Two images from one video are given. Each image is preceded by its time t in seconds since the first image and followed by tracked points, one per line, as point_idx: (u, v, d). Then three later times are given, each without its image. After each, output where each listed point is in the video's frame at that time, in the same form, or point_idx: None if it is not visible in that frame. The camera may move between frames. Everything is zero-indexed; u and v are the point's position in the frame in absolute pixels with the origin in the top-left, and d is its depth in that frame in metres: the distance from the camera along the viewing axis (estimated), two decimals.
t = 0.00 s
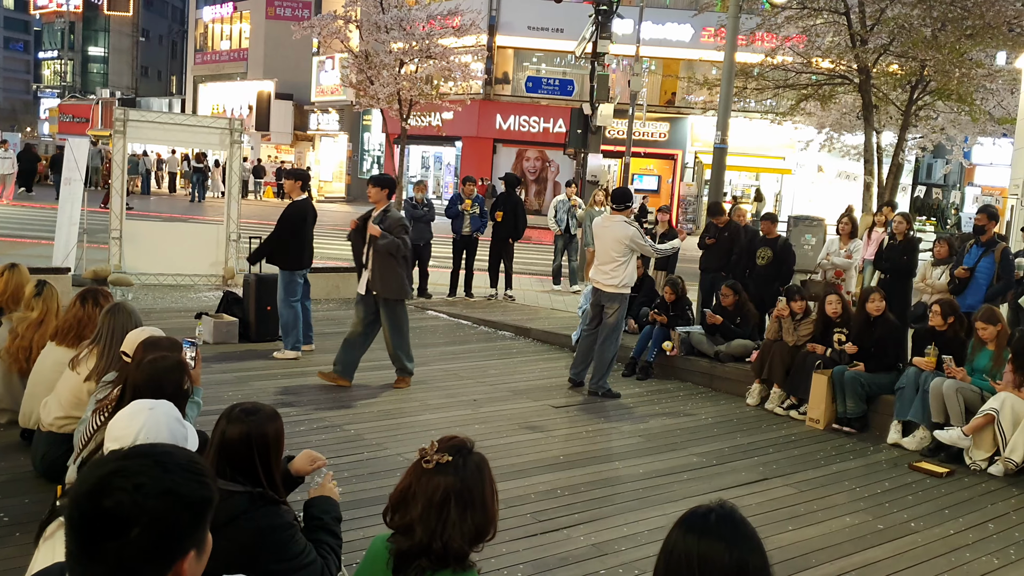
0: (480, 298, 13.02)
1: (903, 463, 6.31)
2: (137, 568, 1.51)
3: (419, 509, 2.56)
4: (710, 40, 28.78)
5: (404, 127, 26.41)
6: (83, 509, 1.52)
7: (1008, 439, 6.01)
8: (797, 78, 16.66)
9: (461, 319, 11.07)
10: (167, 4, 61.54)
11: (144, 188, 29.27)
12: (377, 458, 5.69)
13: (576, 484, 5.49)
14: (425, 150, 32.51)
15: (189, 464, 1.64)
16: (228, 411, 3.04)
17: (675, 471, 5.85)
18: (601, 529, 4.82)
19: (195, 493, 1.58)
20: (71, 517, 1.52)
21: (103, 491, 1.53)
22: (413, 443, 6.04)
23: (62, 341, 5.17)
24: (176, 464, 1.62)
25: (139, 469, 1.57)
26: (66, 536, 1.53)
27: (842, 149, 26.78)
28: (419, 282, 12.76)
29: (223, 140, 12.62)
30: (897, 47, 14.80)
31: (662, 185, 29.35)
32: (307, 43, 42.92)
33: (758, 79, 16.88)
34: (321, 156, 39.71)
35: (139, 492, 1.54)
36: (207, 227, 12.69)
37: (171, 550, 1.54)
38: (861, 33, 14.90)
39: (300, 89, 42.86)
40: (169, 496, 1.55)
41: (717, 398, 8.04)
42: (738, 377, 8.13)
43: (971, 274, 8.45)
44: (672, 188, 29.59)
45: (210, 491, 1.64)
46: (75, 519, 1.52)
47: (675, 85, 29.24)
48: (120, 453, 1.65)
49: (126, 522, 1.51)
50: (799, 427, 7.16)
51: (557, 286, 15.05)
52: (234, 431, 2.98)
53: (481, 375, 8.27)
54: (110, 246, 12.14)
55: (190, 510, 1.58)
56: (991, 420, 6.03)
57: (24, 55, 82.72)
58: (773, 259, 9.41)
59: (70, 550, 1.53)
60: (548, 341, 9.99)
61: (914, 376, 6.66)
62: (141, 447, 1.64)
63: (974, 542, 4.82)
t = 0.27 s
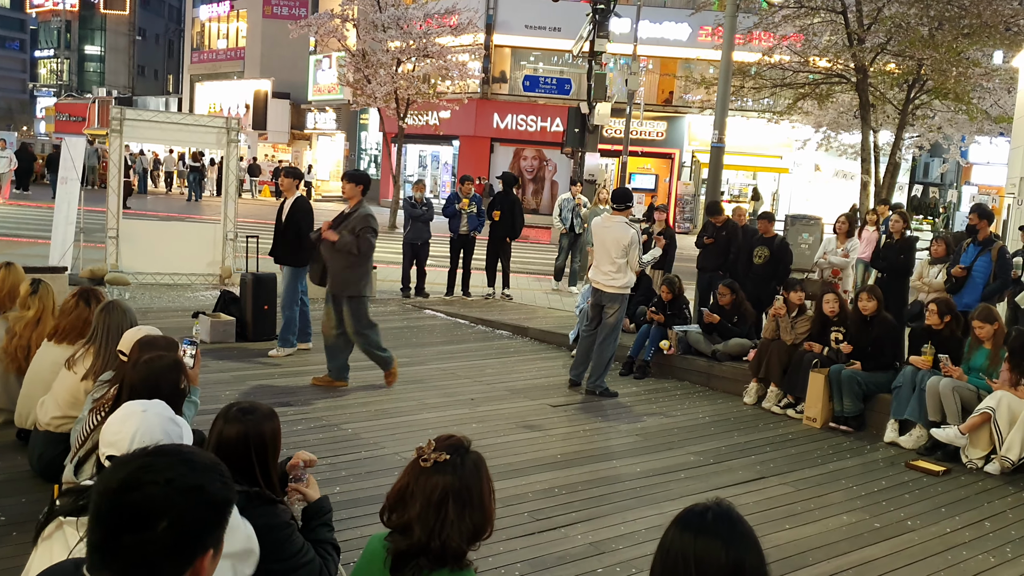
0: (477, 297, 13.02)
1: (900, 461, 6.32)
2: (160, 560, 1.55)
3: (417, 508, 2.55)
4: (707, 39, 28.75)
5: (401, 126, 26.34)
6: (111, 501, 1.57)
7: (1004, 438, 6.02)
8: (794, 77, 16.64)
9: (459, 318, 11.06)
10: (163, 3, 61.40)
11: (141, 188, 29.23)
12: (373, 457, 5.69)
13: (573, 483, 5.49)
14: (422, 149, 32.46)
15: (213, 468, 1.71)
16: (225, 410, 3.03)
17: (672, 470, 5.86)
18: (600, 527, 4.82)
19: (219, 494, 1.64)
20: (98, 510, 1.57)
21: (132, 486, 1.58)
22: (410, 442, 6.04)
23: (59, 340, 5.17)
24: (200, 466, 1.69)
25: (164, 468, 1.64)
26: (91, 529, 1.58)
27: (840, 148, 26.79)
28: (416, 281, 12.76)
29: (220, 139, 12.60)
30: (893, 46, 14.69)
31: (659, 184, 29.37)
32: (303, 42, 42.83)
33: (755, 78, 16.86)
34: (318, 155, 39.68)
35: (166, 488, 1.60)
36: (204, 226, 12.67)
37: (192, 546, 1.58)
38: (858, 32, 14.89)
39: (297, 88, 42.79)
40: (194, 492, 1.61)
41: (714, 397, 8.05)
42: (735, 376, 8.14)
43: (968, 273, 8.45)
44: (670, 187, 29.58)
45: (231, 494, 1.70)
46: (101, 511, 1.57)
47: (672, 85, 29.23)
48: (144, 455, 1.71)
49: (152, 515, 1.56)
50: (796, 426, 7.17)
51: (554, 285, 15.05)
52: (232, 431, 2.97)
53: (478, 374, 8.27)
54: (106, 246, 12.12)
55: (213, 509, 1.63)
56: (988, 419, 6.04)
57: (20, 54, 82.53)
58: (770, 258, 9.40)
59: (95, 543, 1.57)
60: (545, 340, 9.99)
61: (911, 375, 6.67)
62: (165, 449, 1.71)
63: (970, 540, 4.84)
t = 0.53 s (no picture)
0: (475, 296, 13.02)
1: (897, 461, 6.32)
2: (174, 553, 1.60)
3: (415, 507, 2.56)
4: (705, 39, 28.71)
5: (399, 126, 26.27)
6: (126, 494, 1.61)
7: (1002, 437, 6.03)
8: (792, 78, 16.64)
9: (456, 318, 11.06)
10: (162, 2, 61.31)
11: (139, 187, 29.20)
12: (371, 457, 5.69)
13: (570, 483, 5.49)
14: (420, 149, 32.46)
15: (218, 462, 1.77)
16: (224, 410, 3.04)
17: (669, 470, 5.86)
18: (597, 527, 4.83)
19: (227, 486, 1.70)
20: (112, 505, 1.61)
21: (145, 481, 1.63)
22: (408, 442, 6.04)
23: (57, 340, 5.15)
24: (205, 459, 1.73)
25: (173, 464, 1.69)
26: (103, 524, 1.61)
27: (838, 148, 26.80)
28: (414, 281, 12.76)
29: (218, 139, 12.59)
30: (891, 46, 14.68)
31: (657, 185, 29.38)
32: (302, 42, 42.77)
33: (753, 79, 16.87)
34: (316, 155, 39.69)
35: (178, 481, 1.65)
36: (201, 226, 12.65)
37: (204, 536, 1.64)
38: (856, 32, 14.89)
39: (295, 88, 42.75)
40: (207, 485, 1.67)
41: (712, 397, 8.06)
42: (732, 376, 8.15)
43: (965, 273, 8.44)
44: (668, 187, 29.61)
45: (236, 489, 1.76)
46: (115, 507, 1.61)
47: (670, 85, 29.25)
48: (148, 450, 1.75)
49: (167, 508, 1.61)
50: (794, 426, 7.17)
51: (552, 284, 15.06)
52: (230, 430, 2.98)
53: (476, 374, 8.27)
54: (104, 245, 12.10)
55: (221, 501, 1.69)
56: (985, 419, 6.05)
57: (18, 53, 82.39)
58: (767, 258, 9.41)
59: (107, 538, 1.60)
60: (543, 340, 10.00)
61: (908, 375, 6.67)
62: (171, 444, 1.76)
63: (968, 539, 4.84)
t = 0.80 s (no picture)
0: (473, 296, 13.00)
1: (895, 460, 6.32)
2: (161, 552, 1.57)
3: (414, 507, 2.55)
4: (703, 38, 28.75)
5: (396, 125, 26.22)
6: (108, 496, 1.55)
7: (1000, 437, 6.03)
8: (790, 76, 16.63)
9: (454, 317, 11.05)
10: (159, 2, 61.22)
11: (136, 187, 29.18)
12: (369, 456, 5.68)
13: (568, 482, 5.49)
14: (418, 148, 32.44)
15: (193, 453, 1.73)
16: (223, 409, 3.01)
17: (668, 469, 5.85)
18: (595, 526, 4.82)
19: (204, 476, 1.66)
20: (92, 508, 1.55)
21: (124, 482, 1.57)
22: (405, 441, 6.04)
23: (54, 340, 5.14)
24: (178, 450, 1.68)
25: (145, 461, 1.62)
26: (83, 527, 1.55)
27: (835, 147, 26.81)
28: (412, 280, 12.75)
29: (215, 139, 12.55)
30: (889, 45, 14.65)
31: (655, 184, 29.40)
32: (299, 41, 42.69)
33: (750, 78, 16.86)
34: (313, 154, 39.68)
35: (161, 480, 1.60)
36: (199, 225, 12.63)
37: (191, 531, 1.62)
38: (853, 31, 14.88)
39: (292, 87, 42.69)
40: (191, 478, 1.64)
41: (710, 396, 8.05)
42: (730, 375, 8.13)
43: (962, 272, 8.45)
44: (666, 186, 29.64)
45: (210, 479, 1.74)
46: (95, 510, 1.55)
47: (668, 84, 29.18)
48: (118, 445, 1.68)
49: (154, 506, 1.57)
50: (792, 425, 7.17)
51: (550, 284, 15.06)
52: (229, 431, 2.95)
53: (474, 373, 8.26)
54: (102, 245, 12.08)
55: (201, 494, 1.66)
56: (983, 418, 6.06)
57: (15, 53, 82.34)
58: (766, 257, 9.41)
59: (90, 540, 1.54)
60: (541, 339, 9.99)
61: (906, 374, 6.66)
62: (143, 438, 1.69)
63: (965, 538, 4.84)
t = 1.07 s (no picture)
0: (471, 295, 13.00)
1: (892, 460, 6.34)
2: (158, 548, 1.58)
3: (411, 507, 2.55)
4: (700, 38, 28.78)
5: (394, 124, 26.18)
6: (102, 495, 1.56)
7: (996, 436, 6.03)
8: (787, 76, 16.65)
9: (452, 317, 11.05)
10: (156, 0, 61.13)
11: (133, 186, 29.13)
12: (366, 456, 5.68)
13: (566, 481, 5.50)
14: (415, 147, 32.45)
15: (182, 451, 1.75)
16: (221, 409, 3.01)
17: (665, 469, 5.86)
18: (592, 525, 4.82)
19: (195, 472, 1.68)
20: (86, 509, 1.55)
21: (111, 483, 1.57)
22: (403, 441, 6.04)
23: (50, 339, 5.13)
24: (166, 449, 1.69)
25: (130, 461, 1.62)
26: (78, 528, 1.55)
27: (832, 147, 26.85)
28: (409, 280, 12.75)
29: (213, 138, 12.52)
30: (885, 44, 14.76)
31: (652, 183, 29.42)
32: (296, 40, 42.63)
33: (748, 77, 16.87)
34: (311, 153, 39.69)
35: (155, 478, 1.62)
36: (196, 225, 12.61)
37: (183, 529, 1.64)
38: (850, 31, 14.87)
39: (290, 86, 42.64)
40: (184, 477, 1.66)
41: (707, 395, 8.06)
42: (727, 374, 8.14)
43: (960, 271, 8.44)
44: (663, 185, 29.68)
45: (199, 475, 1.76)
46: (88, 511, 1.55)
47: (665, 83, 29.10)
48: (107, 444, 1.68)
49: (147, 505, 1.58)
50: (789, 424, 7.18)
51: (548, 283, 15.06)
52: (228, 429, 2.96)
53: (472, 373, 8.26)
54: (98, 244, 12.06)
55: (191, 492, 1.68)
56: (979, 417, 6.07)
57: (11, 52, 82.02)
58: (763, 257, 9.42)
59: (83, 540, 1.55)
60: (538, 339, 9.99)
61: (903, 374, 6.68)
62: (133, 437, 1.70)
63: (962, 537, 4.85)
